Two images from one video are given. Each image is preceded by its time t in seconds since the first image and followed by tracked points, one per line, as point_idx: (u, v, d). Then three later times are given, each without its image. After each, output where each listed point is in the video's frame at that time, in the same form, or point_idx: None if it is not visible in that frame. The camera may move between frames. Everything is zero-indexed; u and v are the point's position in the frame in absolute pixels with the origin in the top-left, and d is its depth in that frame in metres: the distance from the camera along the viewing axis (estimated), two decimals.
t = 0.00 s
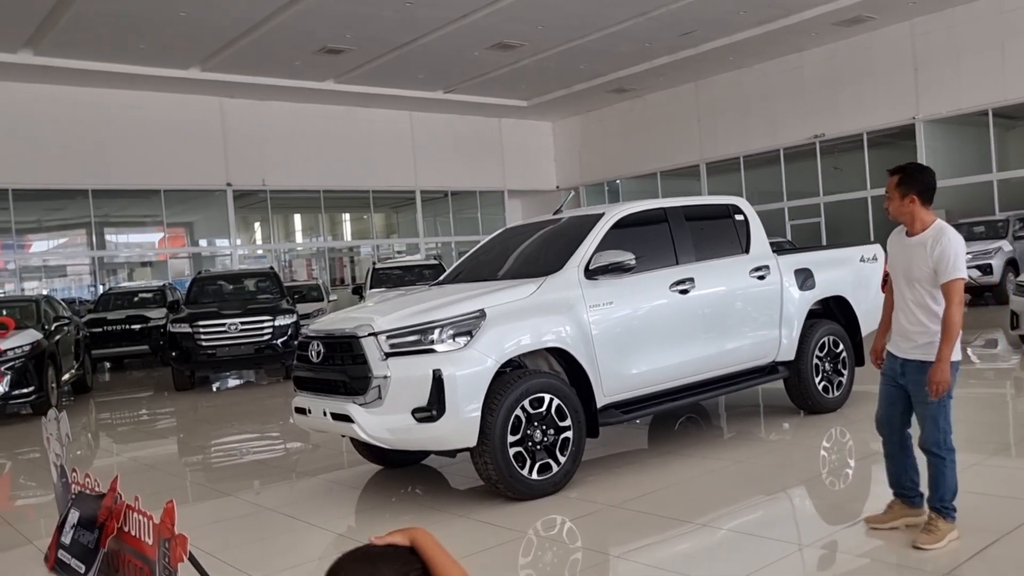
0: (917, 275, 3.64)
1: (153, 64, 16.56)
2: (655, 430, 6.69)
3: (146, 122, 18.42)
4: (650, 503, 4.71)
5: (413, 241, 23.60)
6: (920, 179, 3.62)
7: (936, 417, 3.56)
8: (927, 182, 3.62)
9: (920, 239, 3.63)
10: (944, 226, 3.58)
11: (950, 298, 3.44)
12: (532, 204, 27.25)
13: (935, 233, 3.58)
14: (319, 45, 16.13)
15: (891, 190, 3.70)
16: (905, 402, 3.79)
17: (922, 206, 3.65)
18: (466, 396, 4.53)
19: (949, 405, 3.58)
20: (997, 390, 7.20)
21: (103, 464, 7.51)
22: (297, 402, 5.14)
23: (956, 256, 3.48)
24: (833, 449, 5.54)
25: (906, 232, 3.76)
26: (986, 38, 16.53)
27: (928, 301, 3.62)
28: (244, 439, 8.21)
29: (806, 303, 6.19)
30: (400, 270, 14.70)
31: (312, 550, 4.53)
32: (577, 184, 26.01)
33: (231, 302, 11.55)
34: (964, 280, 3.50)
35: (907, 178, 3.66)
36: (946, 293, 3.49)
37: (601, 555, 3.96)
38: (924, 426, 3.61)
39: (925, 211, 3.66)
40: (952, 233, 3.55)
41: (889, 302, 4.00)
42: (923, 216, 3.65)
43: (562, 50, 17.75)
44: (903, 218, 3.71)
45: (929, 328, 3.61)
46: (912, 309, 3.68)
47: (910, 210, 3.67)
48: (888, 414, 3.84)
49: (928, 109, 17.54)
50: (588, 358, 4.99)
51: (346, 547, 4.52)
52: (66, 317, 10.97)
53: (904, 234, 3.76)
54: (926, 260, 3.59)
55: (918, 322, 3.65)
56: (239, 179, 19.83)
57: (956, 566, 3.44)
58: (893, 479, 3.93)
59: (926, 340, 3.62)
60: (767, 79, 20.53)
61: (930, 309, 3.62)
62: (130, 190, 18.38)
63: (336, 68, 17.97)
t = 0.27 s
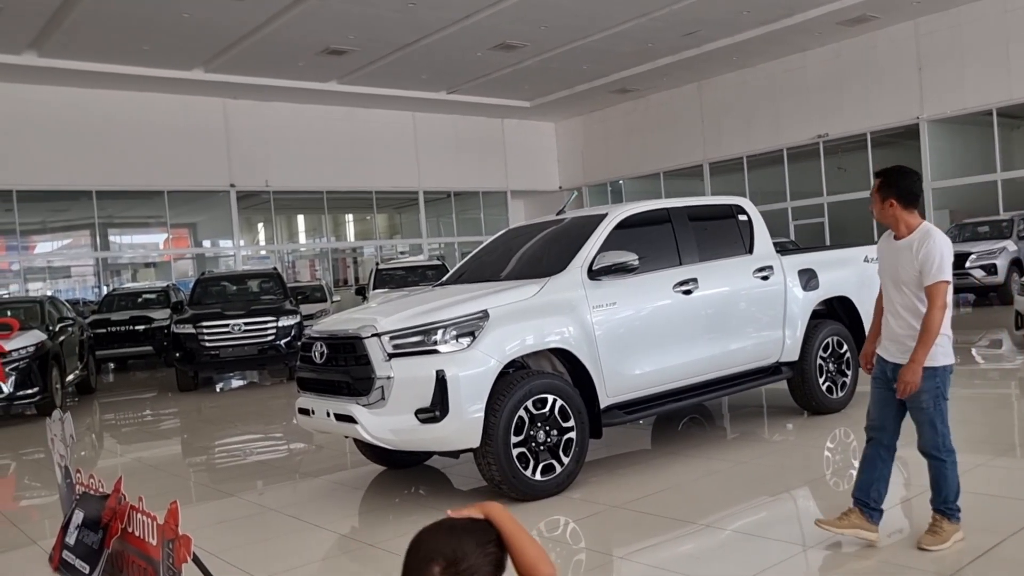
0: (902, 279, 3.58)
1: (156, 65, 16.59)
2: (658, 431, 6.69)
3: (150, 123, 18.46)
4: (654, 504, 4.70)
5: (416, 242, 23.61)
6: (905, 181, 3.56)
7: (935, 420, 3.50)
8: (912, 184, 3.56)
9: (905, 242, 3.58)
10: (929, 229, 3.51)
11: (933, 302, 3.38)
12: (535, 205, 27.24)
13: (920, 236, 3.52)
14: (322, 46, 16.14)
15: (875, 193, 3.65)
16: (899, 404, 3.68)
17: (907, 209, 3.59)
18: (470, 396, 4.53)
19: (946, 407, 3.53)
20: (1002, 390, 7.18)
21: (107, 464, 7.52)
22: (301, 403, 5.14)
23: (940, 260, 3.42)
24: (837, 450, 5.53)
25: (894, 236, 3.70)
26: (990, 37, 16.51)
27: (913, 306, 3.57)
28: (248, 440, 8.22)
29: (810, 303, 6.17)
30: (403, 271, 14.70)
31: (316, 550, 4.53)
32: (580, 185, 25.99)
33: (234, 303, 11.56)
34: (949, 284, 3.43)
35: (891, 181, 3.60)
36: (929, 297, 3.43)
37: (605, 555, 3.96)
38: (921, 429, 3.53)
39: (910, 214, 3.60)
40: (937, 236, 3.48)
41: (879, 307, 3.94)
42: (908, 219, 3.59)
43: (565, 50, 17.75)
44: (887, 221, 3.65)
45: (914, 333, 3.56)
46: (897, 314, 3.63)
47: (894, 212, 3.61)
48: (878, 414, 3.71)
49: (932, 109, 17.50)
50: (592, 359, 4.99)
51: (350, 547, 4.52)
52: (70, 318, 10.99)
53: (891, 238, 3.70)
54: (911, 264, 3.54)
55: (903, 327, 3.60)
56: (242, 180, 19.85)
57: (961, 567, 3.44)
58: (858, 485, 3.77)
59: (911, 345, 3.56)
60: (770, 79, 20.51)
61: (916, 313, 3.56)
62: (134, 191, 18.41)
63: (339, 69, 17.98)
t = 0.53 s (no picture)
0: (877, 283, 3.53)
1: (160, 65, 16.62)
2: (661, 431, 6.69)
3: (154, 122, 18.49)
4: (657, 504, 4.70)
5: (419, 242, 23.63)
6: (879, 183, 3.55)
7: (920, 427, 3.45)
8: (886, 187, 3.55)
9: (879, 245, 3.54)
10: (903, 231, 3.50)
11: (915, 301, 3.34)
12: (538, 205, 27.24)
13: (894, 239, 3.49)
14: (326, 45, 16.16)
15: (849, 196, 3.62)
16: (881, 412, 3.61)
17: (881, 211, 3.58)
18: (473, 396, 4.53)
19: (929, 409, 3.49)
20: (1005, 391, 7.17)
21: (110, 463, 7.54)
22: (304, 402, 5.15)
23: (918, 260, 3.39)
24: (840, 450, 5.53)
25: (867, 241, 3.67)
26: (995, 37, 16.48)
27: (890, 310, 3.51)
28: (251, 439, 8.24)
29: (813, 304, 6.17)
30: (406, 271, 14.71)
31: (319, 549, 4.55)
32: (583, 185, 25.99)
33: (238, 302, 11.58)
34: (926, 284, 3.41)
35: (864, 184, 3.59)
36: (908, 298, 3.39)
37: (607, 555, 3.96)
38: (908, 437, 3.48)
39: (883, 217, 3.59)
40: (912, 238, 3.47)
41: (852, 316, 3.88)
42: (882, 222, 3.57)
43: (568, 50, 17.76)
44: (861, 225, 3.62)
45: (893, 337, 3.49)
46: (873, 319, 3.57)
47: (869, 215, 3.59)
48: (861, 425, 3.65)
49: (936, 109, 17.47)
50: (594, 359, 4.99)
51: (352, 546, 4.53)
52: (74, 317, 11.02)
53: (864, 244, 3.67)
54: (885, 266, 3.49)
55: (881, 332, 3.53)
56: (246, 179, 19.87)
57: (964, 567, 3.44)
58: (854, 498, 3.69)
59: (890, 349, 3.49)
60: (774, 79, 20.49)
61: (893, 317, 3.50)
62: (138, 191, 18.45)
63: (343, 69, 17.99)
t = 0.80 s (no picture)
0: (851, 285, 3.50)
1: (167, 60, 16.64)
2: (663, 431, 6.68)
3: (160, 118, 18.52)
4: (658, 504, 4.70)
5: (424, 239, 23.64)
6: (849, 187, 3.54)
7: (875, 432, 3.41)
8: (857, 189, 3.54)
9: (850, 248, 3.52)
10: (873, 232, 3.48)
11: (891, 300, 3.31)
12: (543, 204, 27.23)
13: (864, 240, 3.47)
14: (333, 43, 16.16)
15: (817, 199, 3.60)
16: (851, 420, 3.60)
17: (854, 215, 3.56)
18: (475, 394, 4.53)
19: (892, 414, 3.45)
20: (1010, 396, 7.15)
21: (113, 458, 7.55)
22: (307, 399, 5.15)
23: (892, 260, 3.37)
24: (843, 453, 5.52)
25: (836, 245, 3.64)
26: (1003, 40, 16.43)
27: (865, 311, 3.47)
28: (253, 435, 8.24)
29: (818, 306, 6.15)
30: (410, 268, 14.71)
31: (320, 545, 4.55)
32: (588, 184, 25.97)
33: (242, 298, 11.59)
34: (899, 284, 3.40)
35: (836, 188, 3.56)
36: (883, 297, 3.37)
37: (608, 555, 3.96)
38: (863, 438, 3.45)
39: (852, 220, 3.57)
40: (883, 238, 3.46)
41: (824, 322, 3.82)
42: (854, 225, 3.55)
43: (575, 50, 17.75)
44: (835, 228, 3.59)
45: (868, 338, 3.45)
46: (846, 322, 3.52)
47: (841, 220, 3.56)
48: (836, 432, 3.67)
49: (943, 112, 17.42)
50: (598, 358, 4.99)
51: (354, 543, 4.53)
52: (78, 311, 11.04)
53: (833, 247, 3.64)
54: (858, 268, 3.46)
55: (854, 335, 3.49)
56: (251, 176, 19.90)
57: (966, 572, 3.43)
58: (850, 505, 3.73)
59: (866, 352, 3.44)
60: (781, 81, 20.44)
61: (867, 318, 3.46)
62: (144, 186, 18.48)
63: (350, 66, 18.00)
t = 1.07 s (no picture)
0: (825, 289, 3.46)
1: (174, 55, 16.66)
2: (665, 432, 6.68)
3: (166, 112, 18.55)
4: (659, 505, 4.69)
5: (428, 237, 23.66)
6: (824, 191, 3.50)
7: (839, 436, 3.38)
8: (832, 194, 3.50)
9: (823, 252, 3.49)
10: (848, 237, 3.45)
11: (862, 304, 3.27)
12: (548, 203, 27.22)
13: (839, 244, 3.44)
14: (339, 39, 16.17)
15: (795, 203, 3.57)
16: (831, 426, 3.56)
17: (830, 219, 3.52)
18: (477, 392, 4.53)
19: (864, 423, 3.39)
20: (1013, 400, 7.12)
21: (115, 452, 7.57)
22: (309, 396, 5.15)
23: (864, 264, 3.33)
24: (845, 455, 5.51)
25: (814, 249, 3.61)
26: (1011, 44, 16.37)
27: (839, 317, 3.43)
28: (255, 431, 8.25)
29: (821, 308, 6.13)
30: (414, 266, 14.70)
31: (321, 542, 4.55)
32: (593, 184, 25.95)
33: (245, 294, 11.60)
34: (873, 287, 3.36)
35: (811, 192, 3.52)
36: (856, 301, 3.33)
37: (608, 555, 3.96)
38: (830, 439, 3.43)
39: (828, 224, 3.53)
40: (857, 243, 3.42)
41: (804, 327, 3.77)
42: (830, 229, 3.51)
43: (581, 49, 17.73)
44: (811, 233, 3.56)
45: (842, 343, 3.41)
46: (822, 327, 3.49)
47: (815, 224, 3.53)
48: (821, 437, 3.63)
49: (949, 115, 17.37)
50: (600, 358, 4.99)
51: (354, 540, 4.54)
52: (82, 305, 11.06)
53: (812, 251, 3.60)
54: (833, 272, 3.42)
55: (830, 339, 3.45)
56: (256, 171, 19.92)
57: None
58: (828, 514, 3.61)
59: (842, 357, 3.40)
60: (787, 82, 20.38)
61: (841, 323, 3.42)
62: (149, 180, 18.51)
63: (356, 63, 18.00)
